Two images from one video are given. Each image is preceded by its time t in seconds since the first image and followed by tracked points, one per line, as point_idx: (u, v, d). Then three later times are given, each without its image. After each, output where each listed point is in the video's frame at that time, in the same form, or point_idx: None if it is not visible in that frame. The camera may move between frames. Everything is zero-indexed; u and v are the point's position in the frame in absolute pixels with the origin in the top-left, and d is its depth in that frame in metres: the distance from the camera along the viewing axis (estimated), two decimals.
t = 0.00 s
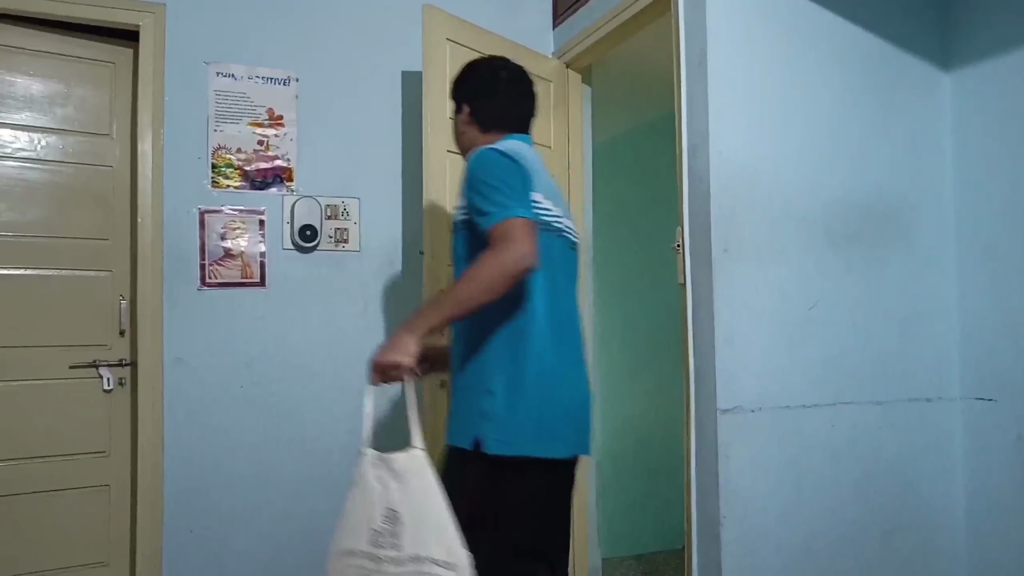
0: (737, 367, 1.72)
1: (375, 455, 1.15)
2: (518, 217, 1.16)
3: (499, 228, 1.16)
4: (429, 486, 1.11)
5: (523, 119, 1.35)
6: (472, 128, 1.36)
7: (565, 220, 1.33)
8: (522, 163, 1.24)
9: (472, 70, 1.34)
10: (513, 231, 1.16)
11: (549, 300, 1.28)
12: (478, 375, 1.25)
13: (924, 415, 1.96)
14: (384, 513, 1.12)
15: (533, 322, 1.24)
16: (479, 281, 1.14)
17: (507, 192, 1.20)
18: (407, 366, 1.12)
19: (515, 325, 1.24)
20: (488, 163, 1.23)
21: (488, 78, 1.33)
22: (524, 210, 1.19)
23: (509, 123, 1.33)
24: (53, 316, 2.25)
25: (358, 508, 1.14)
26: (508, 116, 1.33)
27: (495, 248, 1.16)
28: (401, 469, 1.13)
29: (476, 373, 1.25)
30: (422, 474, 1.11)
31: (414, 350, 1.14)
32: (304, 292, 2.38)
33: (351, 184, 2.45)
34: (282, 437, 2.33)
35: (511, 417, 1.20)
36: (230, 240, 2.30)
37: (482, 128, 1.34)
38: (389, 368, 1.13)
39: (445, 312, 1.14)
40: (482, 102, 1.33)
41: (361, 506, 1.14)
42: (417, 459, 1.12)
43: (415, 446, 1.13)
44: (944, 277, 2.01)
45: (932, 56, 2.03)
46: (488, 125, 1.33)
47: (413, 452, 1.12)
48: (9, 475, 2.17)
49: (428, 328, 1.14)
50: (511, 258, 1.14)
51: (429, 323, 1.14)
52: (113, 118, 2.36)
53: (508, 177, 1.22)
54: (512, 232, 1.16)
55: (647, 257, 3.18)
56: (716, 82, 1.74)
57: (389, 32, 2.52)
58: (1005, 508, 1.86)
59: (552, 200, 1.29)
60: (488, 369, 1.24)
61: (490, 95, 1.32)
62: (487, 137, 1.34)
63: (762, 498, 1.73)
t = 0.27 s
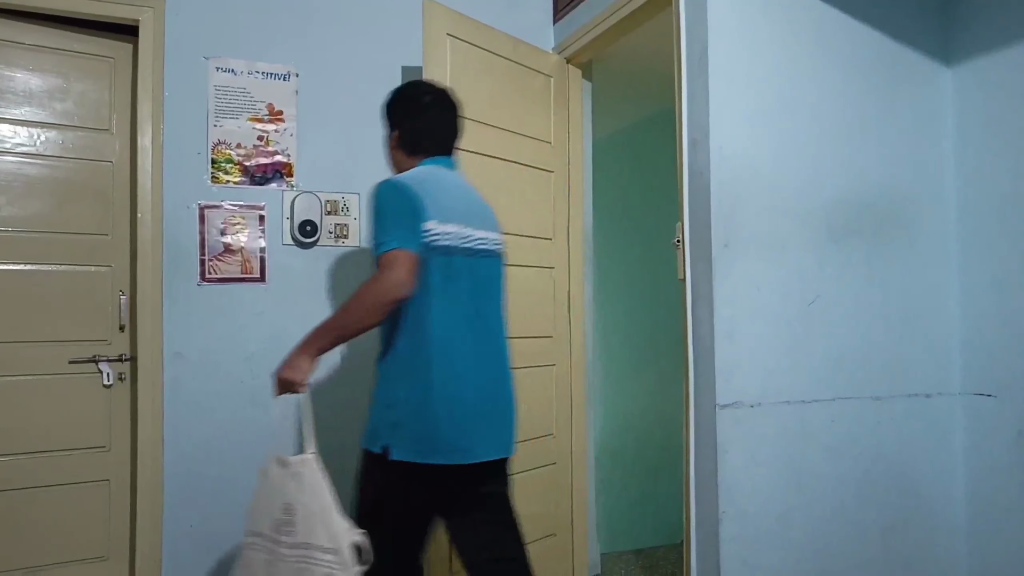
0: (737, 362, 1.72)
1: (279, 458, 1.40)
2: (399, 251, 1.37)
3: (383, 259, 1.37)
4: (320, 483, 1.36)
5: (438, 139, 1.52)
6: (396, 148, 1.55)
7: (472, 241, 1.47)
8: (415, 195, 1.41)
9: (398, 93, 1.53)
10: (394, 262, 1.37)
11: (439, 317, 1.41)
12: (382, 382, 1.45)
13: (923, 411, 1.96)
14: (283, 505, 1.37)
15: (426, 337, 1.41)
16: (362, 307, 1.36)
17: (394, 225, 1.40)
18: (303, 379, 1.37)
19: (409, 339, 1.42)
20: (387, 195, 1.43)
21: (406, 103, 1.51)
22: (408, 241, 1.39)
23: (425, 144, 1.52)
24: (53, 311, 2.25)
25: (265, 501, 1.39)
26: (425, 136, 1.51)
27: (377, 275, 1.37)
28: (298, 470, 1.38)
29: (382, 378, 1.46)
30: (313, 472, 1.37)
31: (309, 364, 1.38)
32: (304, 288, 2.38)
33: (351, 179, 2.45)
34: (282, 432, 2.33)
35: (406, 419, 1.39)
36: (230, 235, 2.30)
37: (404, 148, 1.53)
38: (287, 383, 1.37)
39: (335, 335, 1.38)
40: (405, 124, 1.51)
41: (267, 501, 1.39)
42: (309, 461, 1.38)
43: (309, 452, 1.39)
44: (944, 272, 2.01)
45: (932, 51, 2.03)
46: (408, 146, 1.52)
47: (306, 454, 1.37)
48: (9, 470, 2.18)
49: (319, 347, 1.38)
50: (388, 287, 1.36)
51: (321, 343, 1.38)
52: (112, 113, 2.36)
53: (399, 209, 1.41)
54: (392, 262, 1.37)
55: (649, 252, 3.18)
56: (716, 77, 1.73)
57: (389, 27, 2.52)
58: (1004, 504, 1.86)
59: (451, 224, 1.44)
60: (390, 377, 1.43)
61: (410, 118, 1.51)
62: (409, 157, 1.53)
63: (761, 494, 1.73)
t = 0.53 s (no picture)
0: (741, 360, 1.71)
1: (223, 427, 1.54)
2: (312, 244, 1.53)
3: (295, 254, 1.53)
4: (254, 455, 1.50)
5: (363, 138, 1.75)
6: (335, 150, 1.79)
7: (393, 232, 1.65)
8: (329, 194, 1.57)
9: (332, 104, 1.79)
10: (306, 255, 1.52)
11: (362, 305, 1.58)
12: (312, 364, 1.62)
13: (927, 409, 1.96)
14: (218, 467, 1.51)
15: (348, 319, 1.57)
16: (281, 297, 1.54)
17: (309, 224, 1.55)
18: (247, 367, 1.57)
19: (332, 323, 1.58)
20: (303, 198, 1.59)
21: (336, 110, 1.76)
22: (323, 235, 1.55)
23: (356, 144, 1.75)
24: (58, 308, 2.25)
25: (205, 459, 1.53)
26: (354, 136, 1.75)
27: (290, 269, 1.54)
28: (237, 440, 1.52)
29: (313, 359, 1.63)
30: (252, 447, 1.51)
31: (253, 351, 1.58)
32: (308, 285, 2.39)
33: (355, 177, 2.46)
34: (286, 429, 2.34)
35: (331, 395, 1.56)
36: (234, 232, 2.30)
37: (340, 150, 1.77)
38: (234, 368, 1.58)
39: (265, 325, 1.56)
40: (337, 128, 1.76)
41: (206, 461, 1.53)
42: (247, 437, 1.51)
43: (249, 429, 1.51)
44: (949, 270, 2.00)
45: (937, 49, 2.03)
46: (342, 147, 1.76)
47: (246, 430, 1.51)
48: (14, 467, 2.19)
49: (257, 335, 1.57)
50: (301, 278, 1.52)
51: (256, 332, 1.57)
52: (117, 111, 2.36)
53: (315, 209, 1.57)
54: (305, 256, 1.53)
55: (654, 250, 3.17)
56: (721, 74, 1.73)
57: (393, 24, 2.52)
58: (1008, 502, 1.86)
59: (364, 219, 1.60)
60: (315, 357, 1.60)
61: (340, 123, 1.75)
62: (345, 157, 1.77)
63: (765, 492, 1.73)
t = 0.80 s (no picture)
0: (743, 360, 1.71)
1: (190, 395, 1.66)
2: (297, 238, 1.62)
3: (279, 247, 1.62)
4: (221, 425, 1.66)
5: (355, 143, 1.82)
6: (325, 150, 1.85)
7: (379, 231, 1.75)
8: (317, 192, 1.66)
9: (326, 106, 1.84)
10: (289, 248, 1.61)
11: (349, 299, 1.69)
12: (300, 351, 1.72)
13: (929, 409, 1.96)
14: (185, 430, 1.66)
15: (338, 310, 1.68)
16: (258, 284, 1.63)
17: (294, 218, 1.64)
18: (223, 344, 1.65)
19: (322, 313, 1.69)
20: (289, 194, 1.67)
21: (330, 113, 1.82)
22: (309, 231, 1.64)
23: (347, 147, 1.82)
24: (60, 307, 2.26)
25: (172, 422, 1.67)
26: (347, 140, 1.81)
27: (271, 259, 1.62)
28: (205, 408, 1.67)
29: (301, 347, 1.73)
30: (217, 418, 1.66)
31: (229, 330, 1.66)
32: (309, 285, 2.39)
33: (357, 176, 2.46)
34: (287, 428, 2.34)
35: (321, 380, 1.66)
36: (236, 232, 2.30)
37: (331, 150, 1.84)
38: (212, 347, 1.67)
39: (242, 308, 1.65)
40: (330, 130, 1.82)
41: (174, 422, 1.67)
42: (215, 408, 1.66)
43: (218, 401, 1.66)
44: (951, 271, 2.00)
45: (940, 49, 2.02)
46: (334, 149, 1.83)
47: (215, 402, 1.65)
48: (16, 465, 2.19)
49: (235, 318, 1.66)
50: (283, 269, 1.61)
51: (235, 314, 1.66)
52: (119, 110, 2.37)
53: (302, 205, 1.65)
54: (287, 248, 1.62)
55: (656, 250, 3.17)
56: (723, 74, 1.73)
57: (395, 24, 2.51)
58: (1011, 503, 1.85)
59: (351, 217, 1.70)
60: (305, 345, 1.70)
61: (333, 124, 1.81)
62: (336, 158, 1.84)
63: (766, 493, 1.72)
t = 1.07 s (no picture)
0: (746, 362, 1.71)
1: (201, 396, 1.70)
2: (301, 241, 1.62)
3: (284, 249, 1.63)
4: (230, 424, 1.70)
5: (355, 147, 1.82)
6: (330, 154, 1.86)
7: (384, 230, 1.75)
8: (320, 195, 1.67)
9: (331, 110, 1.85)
10: (293, 251, 1.62)
11: (357, 297, 1.70)
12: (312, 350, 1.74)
13: (932, 412, 1.96)
14: (195, 432, 1.70)
15: (346, 308, 1.69)
16: (264, 285, 1.65)
17: (298, 220, 1.65)
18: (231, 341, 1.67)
19: (331, 311, 1.70)
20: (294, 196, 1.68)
21: (332, 117, 1.82)
22: (314, 233, 1.64)
23: (348, 151, 1.82)
24: (64, 304, 2.26)
25: (183, 424, 1.71)
26: (347, 144, 1.81)
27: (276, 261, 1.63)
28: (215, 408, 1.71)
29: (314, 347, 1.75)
30: (227, 417, 1.69)
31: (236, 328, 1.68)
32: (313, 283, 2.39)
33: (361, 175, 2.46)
34: (289, 426, 2.34)
35: (334, 377, 1.68)
36: (240, 230, 2.31)
37: (333, 154, 1.85)
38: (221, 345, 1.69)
39: (248, 307, 1.67)
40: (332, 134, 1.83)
41: (184, 425, 1.70)
42: (225, 408, 1.69)
43: (227, 400, 1.70)
44: (955, 274, 2.00)
45: (945, 51, 2.02)
46: (336, 153, 1.84)
47: (223, 400, 1.69)
48: (20, 462, 2.19)
49: (243, 316, 1.68)
50: (288, 271, 1.62)
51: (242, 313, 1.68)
52: (124, 108, 2.37)
53: (306, 207, 1.66)
54: (291, 250, 1.62)
55: (659, 251, 3.17)
56: (728, 75, 1.73)
57: (400, 23, 2.52)
58: (1013, 506, 1.85)
59: (355, 218, 1.71)
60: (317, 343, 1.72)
61: (334, 129, 1.82)
62: (338, 162, 1.85)
63: (768, 494, 1.72)
